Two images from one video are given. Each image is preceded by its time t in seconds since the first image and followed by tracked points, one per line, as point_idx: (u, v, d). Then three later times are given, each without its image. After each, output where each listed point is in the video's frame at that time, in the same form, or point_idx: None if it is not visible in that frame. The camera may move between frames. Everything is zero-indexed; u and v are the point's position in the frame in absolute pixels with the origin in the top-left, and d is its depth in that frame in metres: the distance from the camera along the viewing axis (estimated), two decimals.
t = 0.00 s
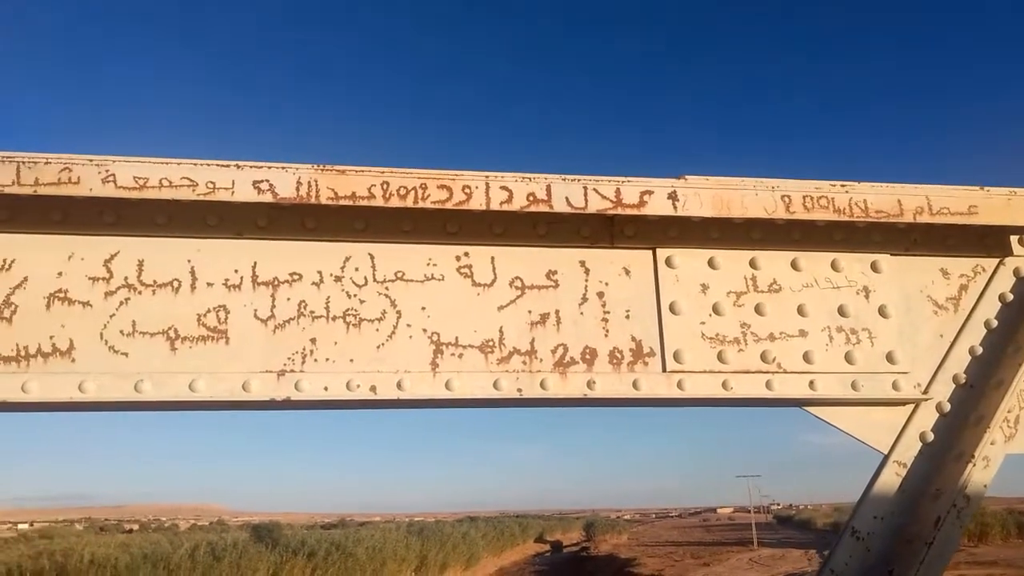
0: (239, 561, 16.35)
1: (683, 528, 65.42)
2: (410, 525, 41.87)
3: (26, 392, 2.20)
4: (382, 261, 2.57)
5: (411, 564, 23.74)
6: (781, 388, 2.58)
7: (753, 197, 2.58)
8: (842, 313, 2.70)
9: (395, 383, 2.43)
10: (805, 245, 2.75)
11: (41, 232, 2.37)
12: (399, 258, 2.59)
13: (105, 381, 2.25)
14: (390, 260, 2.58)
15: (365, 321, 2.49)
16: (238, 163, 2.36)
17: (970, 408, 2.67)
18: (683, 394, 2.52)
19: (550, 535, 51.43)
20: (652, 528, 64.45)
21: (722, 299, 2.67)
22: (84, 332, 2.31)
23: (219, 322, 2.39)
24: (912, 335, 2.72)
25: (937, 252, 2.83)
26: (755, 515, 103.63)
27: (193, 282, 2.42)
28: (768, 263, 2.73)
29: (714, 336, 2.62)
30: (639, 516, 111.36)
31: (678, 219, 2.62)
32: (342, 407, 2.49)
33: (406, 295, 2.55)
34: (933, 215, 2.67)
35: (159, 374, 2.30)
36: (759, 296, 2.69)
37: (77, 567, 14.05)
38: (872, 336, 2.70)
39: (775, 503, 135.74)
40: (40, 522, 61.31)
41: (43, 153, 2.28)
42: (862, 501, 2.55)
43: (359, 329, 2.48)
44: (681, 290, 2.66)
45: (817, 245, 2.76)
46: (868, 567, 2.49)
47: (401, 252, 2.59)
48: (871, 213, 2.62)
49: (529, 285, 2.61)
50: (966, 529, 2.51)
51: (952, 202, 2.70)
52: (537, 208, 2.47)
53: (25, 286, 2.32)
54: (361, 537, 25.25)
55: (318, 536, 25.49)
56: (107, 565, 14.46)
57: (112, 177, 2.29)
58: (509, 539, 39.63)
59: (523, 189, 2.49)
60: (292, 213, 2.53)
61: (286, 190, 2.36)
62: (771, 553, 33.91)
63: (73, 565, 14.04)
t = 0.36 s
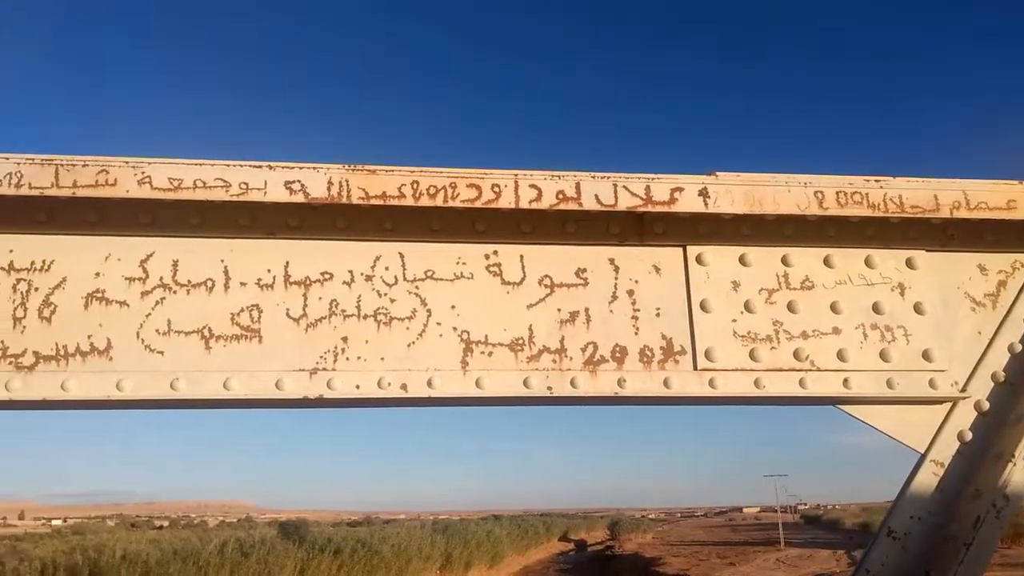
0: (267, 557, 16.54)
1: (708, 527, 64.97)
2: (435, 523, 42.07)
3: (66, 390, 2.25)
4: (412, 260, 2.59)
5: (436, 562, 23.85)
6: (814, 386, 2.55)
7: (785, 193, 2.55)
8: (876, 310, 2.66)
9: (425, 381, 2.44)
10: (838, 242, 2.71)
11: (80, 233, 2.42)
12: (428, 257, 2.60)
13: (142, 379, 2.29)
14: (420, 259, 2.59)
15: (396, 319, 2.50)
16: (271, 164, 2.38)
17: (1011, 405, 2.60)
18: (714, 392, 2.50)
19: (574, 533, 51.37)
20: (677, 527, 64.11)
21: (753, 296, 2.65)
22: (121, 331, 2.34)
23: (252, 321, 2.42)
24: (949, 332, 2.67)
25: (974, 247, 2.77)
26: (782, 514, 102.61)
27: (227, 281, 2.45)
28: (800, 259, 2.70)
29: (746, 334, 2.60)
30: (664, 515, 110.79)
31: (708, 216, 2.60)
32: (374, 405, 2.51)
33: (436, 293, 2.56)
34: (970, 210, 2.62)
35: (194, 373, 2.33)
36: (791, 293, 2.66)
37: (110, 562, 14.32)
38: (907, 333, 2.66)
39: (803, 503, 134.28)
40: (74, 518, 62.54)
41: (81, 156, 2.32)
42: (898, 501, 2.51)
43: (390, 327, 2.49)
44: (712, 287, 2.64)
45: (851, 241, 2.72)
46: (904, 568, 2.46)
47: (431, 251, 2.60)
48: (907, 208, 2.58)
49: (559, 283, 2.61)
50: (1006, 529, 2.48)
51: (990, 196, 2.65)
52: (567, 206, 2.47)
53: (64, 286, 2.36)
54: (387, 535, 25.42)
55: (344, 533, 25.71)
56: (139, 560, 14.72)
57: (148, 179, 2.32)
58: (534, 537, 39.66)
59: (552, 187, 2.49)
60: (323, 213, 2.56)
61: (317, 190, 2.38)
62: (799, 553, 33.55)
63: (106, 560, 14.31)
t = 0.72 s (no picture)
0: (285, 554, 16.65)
1: (725, 526, 64.64)
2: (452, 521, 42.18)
3: (92, 386, 2.27)
4: (433, 257, 2.59)
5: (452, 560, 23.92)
6: (838, 383, 2.52)
7: (808, 188, 2.53)
8: (901, 307, 2.63)
9: (446, 378, 2.44)
10: (862, 238, 2.68)
11: (105, 231, 2.44)
12: (449, 254, 2.60)
13: (167, 376, 2.30)
14: (440, 256, 2.59)
15: (417, 316, 2.51)
16: (293, 162, 2.40)
17: None
18: (736, 389, 2.48)
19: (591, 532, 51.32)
20: (693, 526, 63.88)
21: (776, 293, 2.62)
22: (145, 328, 2.36)
23: (275, 318, 2.44)
24: (976, 329, 2.64)
25: (1001, 243, 2.73)
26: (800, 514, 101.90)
27: (249, 278, 2.47)
28: (824, 256, 2.67)
29: (768, 331, 2.58)
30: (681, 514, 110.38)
31: (730, 212, 2.58)
32: (394, 402, 2.51)
33: (457, 290, 2.56)
34: (997, 205, 2.58)
35: (217, 369, 2.34)
36: (815, 290, 2.64)
37: (130, 557, 14.49)
38: (933, 330, 2.62)
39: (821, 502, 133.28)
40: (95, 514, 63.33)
41: (106, 154, 2.34)
42: (924, 500, 2.49)
43: (410, 325, 2.49)
44: (734, 284, 2.62)
45: (875, 238, 2.69)
46: (932, 568, 2.42)
47: (452, 248, 2.60)
48: (933, 203, 2.54)
49: (579, 280, 2.60)
50: None
51: (1018, 191, 2.61)
52: (588, 202, 2.46)
53: (89, 283, 2.39)
54: (403, 532, 25.56)
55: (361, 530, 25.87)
56: (159, 556, 14.89)
57: (171, 177, 2.34)
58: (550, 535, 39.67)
59: (573, 183, 2.48)
60: (344, 211, 2.56)
61: (338, 187, 2.39)
62: (817, 552, 33.29)
63: (127, 555, 14.48)
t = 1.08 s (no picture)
0: (306, 551, 16.76)
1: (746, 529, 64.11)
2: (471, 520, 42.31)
3: (125, 383, 2.30)
4: (461, 257, 2.59)
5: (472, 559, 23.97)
6: (870, 386, 2.49)
7: (841, 188, 2.50)
8: (935, 309, 2.59)
9: (474, 378, 2.44)
10: (895, 239, 2.65)
11: (138, 230, 2.48)
12: (477, 254, 2.60)
13: (199, 373, 2.33)
14: (469, 256, 2.59)
15: (445, 316, 2.51)
16: (324, 162, 2.42)
17: None
18: (766, 392, 2.46)
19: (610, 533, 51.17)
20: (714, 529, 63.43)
21: (807, 294, 2.60)
22: (178, 326, 2.39)
23: (305, 317, 2.46)
24: (1012, 332, 2.59)
25: None
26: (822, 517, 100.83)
27: (280, 278, 2.49)
28: (855, 257, 2.64)
29: (799, 333, 2.55)
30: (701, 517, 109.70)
31: (760, 213, 2.56)
32: (422, 401, 2.52)
33: (485, 290, 2.56)
34: None
35: (248, 367, 2.36)
36: (846, 292, 2.61)
37: (155, 552, 14.67)
38: (968, 333, 2.58)
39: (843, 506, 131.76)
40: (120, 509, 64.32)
41: (141, 154, 2.38)
42: (958, 506, 2.45)
43: (438, 324, 2.50)
44: (764, 285, 2.60)
45: (908, 239, 2.66)
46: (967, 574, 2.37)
47: (480, 248, 2.61)
48: (969, 204, 2.50)
49: (607, 281, 2.59)
50: None
51: None
52: (617, 202, 2.45)
53: (124, 282, 2.42)
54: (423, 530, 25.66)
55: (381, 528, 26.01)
56: (183, 551, 15.09)
57: (204, 177, 2.37)
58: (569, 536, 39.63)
59: (602, 183, 2.47)
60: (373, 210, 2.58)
61: (368, 187, 2.41)
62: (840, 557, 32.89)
63: (152, 550, 14.67)
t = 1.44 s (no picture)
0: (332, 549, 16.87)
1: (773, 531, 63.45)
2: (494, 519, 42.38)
3: (163, 381, 2.33)
4: (492, 257, 2.59)
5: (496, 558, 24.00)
6: (908, 387, 2.45)
7: (877, 186, 2.47)
8: (975, 308, 2.55)
9: (506, 377, 2.44)
10: (932, 237, 2.61)
11: (176, 231, 2.52)
12: (508, 254, 2.60)
13: (234, 371, 2.36)
14: (500, 255, 2.60)
15: (476, 315, 2.52)
16: (357, 162, 2.44)
17: None
18: (801, 392, 2.43)
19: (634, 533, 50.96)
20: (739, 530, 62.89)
21: (842, 293, 2.57)
22: (214, 325, 2.42)
23: (339, 316, 2.48)
24: None
25: None
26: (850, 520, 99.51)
27: (314, 277, 2.52)
28: (892, 255, 2.62)
29: (834, 333, 2.52)
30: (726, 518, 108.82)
31: (794, 211, 2.54)
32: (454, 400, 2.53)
33: (516, 290, 2.56)
34: None
35: (283, 366, 2.39)
36: (882, 290, 2.57)
37: (184, 548, 14.88)
38: (1009, 332, 2.53)
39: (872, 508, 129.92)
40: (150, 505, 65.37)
41: (179, 156, 2.42)
42: (998, 509, 2.40)
43: (470, 323, 2.51)
44: (799, 284, 2.57)
45: (947, 237, 2.61)
46: None
47: (511, 247, 2.61)
48: (1011, 201, 2.45)
49: (639, 280, 2.58)
50: None
51: None
52: (650, 200, 2.43)
53: (161, 282, 2.46)
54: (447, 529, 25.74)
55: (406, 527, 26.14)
56: (211, 547, 15.29)
57: (240, 178, 2.40)
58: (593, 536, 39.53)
59: (634, 181, 2.46)
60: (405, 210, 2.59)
61: (401, 187, 2.42)
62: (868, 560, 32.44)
63: (181, 547, 14.88)
